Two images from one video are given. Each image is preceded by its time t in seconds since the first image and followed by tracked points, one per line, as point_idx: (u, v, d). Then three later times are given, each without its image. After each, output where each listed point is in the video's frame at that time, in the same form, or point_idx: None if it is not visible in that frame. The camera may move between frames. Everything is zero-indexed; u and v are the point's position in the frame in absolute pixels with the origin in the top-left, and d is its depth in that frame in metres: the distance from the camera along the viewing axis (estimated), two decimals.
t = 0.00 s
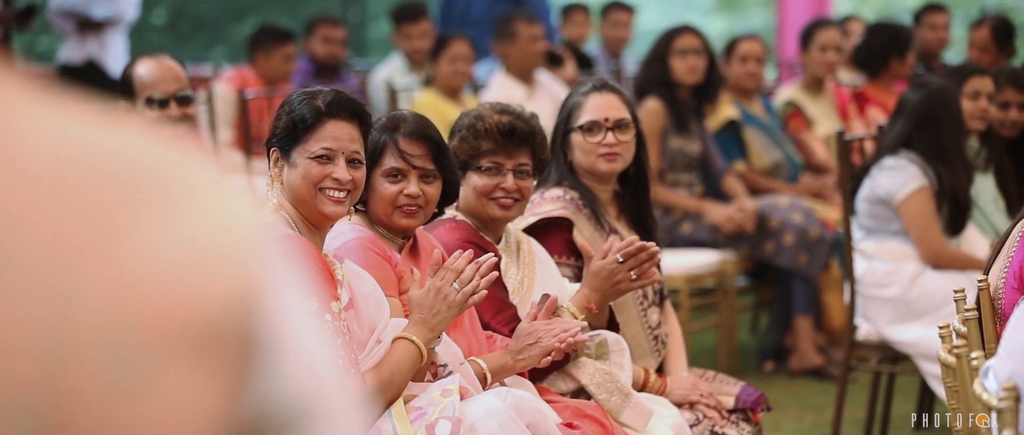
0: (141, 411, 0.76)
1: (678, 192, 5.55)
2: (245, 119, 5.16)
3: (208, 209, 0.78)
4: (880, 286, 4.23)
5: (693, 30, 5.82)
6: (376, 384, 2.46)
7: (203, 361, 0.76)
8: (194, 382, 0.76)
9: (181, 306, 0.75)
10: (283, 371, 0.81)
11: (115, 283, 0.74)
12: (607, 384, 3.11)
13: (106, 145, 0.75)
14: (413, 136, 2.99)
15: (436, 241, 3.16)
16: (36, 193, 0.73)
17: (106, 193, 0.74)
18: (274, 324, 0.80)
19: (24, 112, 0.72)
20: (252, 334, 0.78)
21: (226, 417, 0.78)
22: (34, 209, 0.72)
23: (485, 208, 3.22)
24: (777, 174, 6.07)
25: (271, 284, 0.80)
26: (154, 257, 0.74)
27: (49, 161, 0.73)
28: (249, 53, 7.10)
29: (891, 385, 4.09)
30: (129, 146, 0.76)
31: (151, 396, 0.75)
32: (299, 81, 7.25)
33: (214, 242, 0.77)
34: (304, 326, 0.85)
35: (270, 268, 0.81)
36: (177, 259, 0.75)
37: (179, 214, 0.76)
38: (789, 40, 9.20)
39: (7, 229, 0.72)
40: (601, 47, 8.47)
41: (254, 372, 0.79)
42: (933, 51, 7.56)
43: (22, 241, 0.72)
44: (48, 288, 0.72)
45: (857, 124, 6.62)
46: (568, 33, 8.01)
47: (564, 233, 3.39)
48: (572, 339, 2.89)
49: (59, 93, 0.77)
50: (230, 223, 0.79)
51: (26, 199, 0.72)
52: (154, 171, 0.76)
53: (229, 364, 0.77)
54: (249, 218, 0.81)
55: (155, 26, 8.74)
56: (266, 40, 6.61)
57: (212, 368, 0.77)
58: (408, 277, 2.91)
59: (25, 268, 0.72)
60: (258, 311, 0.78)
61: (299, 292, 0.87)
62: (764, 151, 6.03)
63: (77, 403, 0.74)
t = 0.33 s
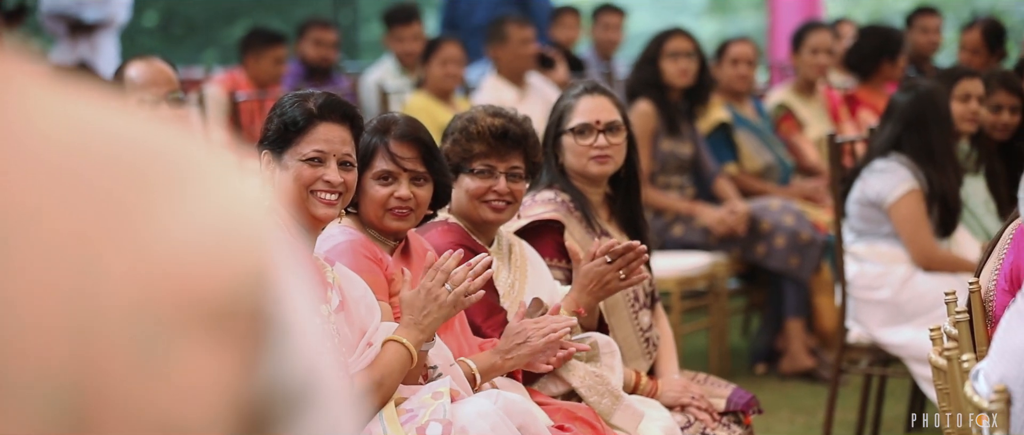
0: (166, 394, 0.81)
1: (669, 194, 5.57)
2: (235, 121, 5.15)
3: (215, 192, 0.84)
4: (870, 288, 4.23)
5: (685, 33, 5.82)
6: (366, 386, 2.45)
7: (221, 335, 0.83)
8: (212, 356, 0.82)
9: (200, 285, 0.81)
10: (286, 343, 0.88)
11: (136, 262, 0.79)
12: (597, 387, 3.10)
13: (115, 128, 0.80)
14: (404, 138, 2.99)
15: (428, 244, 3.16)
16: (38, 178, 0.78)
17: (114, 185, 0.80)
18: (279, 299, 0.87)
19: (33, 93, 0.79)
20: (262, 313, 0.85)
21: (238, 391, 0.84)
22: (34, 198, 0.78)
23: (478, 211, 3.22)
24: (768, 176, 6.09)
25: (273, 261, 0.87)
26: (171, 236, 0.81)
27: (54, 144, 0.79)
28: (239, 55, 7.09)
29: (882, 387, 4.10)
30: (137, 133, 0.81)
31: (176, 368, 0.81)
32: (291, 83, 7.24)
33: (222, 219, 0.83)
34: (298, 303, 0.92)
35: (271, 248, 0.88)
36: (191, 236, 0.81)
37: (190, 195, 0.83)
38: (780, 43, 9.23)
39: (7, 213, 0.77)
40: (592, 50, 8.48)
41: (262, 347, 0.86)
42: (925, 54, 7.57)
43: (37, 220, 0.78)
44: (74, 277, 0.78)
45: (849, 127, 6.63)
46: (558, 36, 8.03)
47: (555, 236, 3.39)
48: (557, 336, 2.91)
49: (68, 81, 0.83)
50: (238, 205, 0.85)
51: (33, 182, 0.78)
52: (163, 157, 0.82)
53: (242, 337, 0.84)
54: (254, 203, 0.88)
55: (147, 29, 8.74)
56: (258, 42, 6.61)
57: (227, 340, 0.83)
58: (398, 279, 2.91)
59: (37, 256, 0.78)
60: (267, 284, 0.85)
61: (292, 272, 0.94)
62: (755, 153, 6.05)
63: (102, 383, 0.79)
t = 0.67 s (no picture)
0: (169, 386, 0.85)
1: (662, 195, 5.57)
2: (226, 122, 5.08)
3: (216, 183, 0.87)
4: (862, 289, 4.23)
5: (677, 34, 5.82)
6: (357, 387, 2.46)
7: (220, 325, 0.86)
8: (213, 344, 0.85)
9: (201, 271, 0.84)
10: (286, 338, 0.91)
11: (138, 253, 0.83)
12: (590, 388, 3.11)
13: (111, 121, 0.83)
14: (397, 140, 2.99)
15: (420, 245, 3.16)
16: (40, 174, 0.82)
17: (113, 180, 0.83)
18: (279, 291, 0.90)
19: (36, 89, 0.83)
20: (260, 302, 0.88)
21: (235, 377, 0.87)
22: (34, 194, 0.82)
23: (470, 213, 3.22)
24: (761, 177, 6.09)
25: (274, 255, 0.90)
26: (173, 225, 0.84)
27: (54, 138, 0.82)
28: (232, 58, 7.10)
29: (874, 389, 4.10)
30: (133, 125, 0.84)
31: (177, 359, 0.84)
32: (283, 85, 7.23)
33: (224, 210, 0.87)
34: (301, 299, 0.95)
35: (272, 242, 0.91)
36: (192, 225, 0.85)
37: (190, 185, 0.86)
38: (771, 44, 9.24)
39: (8, 210, 0.81)
40: (584, 51, 8.48)
41: (260, 338, 0.88)
42: (918, 56, 7.59)
43: (38, 218, 0.82)
44: (79, 262, 0.82)
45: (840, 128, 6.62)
46: (549, 38, 8.02)
47: (547, 237, 3.39)
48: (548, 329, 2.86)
49: (65, 76, 0.86)
50: (238, 194, 0.89)
51: (34, 179, 0.82)
52: (162, 150, 0.85)
53: (241, 326, 0.87)
54: (254, 194, 0.91)
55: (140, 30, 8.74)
56: (248, 43, 6.60)
57: (227, 330, 0.86)
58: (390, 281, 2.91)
59: (40, 253, 0.81)
60: (265, 274, 0.88)
61: (294, 270, 0.97)
62: (748, 155, 6.05)
63: (111, 365, 0.83)
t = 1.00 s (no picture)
0: (164, 382, 0.84)
1: (657, 196, 5.56)
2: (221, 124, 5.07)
3: (208, 183, 0.88)
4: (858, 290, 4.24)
5: (671, 35, 5.83)
6: (354, 389, 2.42)
7: (211, 321, 0.86)
8: (203, 341, 0.85)
9: (192, 263, 0.84)
10: (277, 334, 0.90)
11: (135, 251, 0.83)
12: (585, 389, 3.10)
13: (107, 121, 0.83)
14: (391, 140, 2.99)
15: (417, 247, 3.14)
16: (39, 174, 0.81)
17: (113, 183, 0.83)
18: (268, 293, 0.90)
19: (30, 90, 0.82)
20: (250, 299, 0.88)
21: (226, 373, 0.87)
22: (33, 194, 0.81)
23: (465, 213, 3.22)
24: (756, 178, 6.10)
25: (261, 254, 0.91)
26: (169, 220, 0.84)
27: (53, 140, 0.82)
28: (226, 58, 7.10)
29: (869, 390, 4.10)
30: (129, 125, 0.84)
31: (170, 353, 0.84)
32: (277, 85, 7.25)
33: (214, 204, 0.87)
34: (290, 297, 0.95)
35: (260, 244, 0.91)
36: (187, 220, 0.85)
37: (180, 182, 0.86)
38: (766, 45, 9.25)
39: (7, 210, 0.81)
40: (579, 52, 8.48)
41: (251, 336, 0.88)
42: (912, 56, 7.59)
43: (38, 218, 0.81)
44: (77, 260, 0.81)
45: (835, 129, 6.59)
46: (544, 38, 8.00)
47: (542, 238, 3.39)
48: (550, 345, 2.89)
49: (56, 77, 0.85)
50: (227, 192, 0.89)
51: (31, 176, 0.81)
52: (157, 151, 0.85)
53: (231, 322, 0.87)
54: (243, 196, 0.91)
55: (135, 30, 8.74)
56: (242, 44, 6.59)
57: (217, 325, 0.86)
58: (386, 282, 2.90)
59: (40, 254, 0.81)
60: (255, 271, 0.88)
61: (284, 277, 0.97)
62: (743, 156, 6.06)
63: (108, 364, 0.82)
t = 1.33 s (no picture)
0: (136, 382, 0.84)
1: (653, 196, 5.57)
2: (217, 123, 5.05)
3: (190, 186, 0.86)
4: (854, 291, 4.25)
5: (667, 35, 5.84)
6: (348, 390, 2.41)
7: (188, 323, 0.85)
8: (178, 344, 0.84)
9: (170, 265, 0.83)
10: (255, 334, 0.90)
11: (112, 256, 0.81)
12: (581, 388, 3.08)
13: (95, 127, 0.81)
14: (388, 140, 2.98)
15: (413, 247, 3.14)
16: (37, 182, 0.80)
17: (97, 186, 0.81)
18: (247, 295, 0.89)
19: (23, 100, 0.81)
20: (227, 301, 0.87)
21: (201, 374, 0.86)
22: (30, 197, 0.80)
23: (461, 213, 3.22)
24: (752, 178, 6.10)
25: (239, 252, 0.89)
26: (146, 222, 0.82)
27: (40, 144, 0.80)
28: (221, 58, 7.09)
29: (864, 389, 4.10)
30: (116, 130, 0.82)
31: (145, 354, 0.83)
32: (273, 85, 7.24)
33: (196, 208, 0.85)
34: (268, 296, 0.94)
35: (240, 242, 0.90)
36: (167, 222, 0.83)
37: (162, 186, 0.84)
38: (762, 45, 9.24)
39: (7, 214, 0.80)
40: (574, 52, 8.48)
41: (227, 337, 0.87)
42: (908, 57, 7.59)
43: (21, 213, 0.80)
44: (56, 258, 0.81)
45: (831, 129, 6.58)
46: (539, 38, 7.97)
47: (539, 238, 3.38)
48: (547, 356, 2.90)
49: (49, 85, 0.85)
50: (207, 196, 0.87)
51: (25, 181, 0.80)
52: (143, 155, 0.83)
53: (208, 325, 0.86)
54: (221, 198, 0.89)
55: (131, 30, 8.73)
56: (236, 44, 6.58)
57: (192, 328, 0.85)
58: (383, 282, 2.90)
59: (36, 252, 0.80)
60: (234, 273, 0.87)
61: (263, 270, 0.96)
62: (740, 157, 6.05)
63: (81, 360, 0.82)
